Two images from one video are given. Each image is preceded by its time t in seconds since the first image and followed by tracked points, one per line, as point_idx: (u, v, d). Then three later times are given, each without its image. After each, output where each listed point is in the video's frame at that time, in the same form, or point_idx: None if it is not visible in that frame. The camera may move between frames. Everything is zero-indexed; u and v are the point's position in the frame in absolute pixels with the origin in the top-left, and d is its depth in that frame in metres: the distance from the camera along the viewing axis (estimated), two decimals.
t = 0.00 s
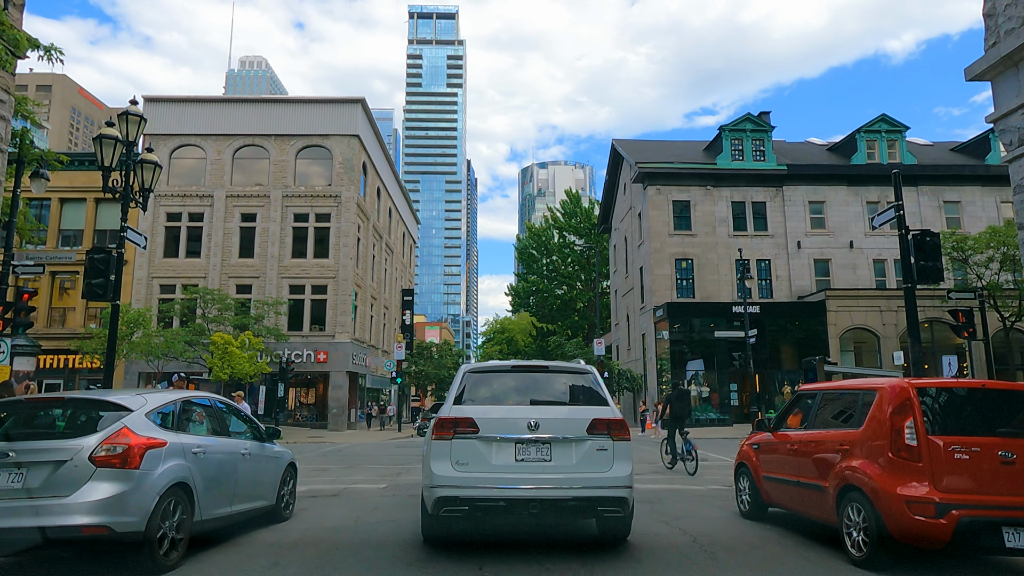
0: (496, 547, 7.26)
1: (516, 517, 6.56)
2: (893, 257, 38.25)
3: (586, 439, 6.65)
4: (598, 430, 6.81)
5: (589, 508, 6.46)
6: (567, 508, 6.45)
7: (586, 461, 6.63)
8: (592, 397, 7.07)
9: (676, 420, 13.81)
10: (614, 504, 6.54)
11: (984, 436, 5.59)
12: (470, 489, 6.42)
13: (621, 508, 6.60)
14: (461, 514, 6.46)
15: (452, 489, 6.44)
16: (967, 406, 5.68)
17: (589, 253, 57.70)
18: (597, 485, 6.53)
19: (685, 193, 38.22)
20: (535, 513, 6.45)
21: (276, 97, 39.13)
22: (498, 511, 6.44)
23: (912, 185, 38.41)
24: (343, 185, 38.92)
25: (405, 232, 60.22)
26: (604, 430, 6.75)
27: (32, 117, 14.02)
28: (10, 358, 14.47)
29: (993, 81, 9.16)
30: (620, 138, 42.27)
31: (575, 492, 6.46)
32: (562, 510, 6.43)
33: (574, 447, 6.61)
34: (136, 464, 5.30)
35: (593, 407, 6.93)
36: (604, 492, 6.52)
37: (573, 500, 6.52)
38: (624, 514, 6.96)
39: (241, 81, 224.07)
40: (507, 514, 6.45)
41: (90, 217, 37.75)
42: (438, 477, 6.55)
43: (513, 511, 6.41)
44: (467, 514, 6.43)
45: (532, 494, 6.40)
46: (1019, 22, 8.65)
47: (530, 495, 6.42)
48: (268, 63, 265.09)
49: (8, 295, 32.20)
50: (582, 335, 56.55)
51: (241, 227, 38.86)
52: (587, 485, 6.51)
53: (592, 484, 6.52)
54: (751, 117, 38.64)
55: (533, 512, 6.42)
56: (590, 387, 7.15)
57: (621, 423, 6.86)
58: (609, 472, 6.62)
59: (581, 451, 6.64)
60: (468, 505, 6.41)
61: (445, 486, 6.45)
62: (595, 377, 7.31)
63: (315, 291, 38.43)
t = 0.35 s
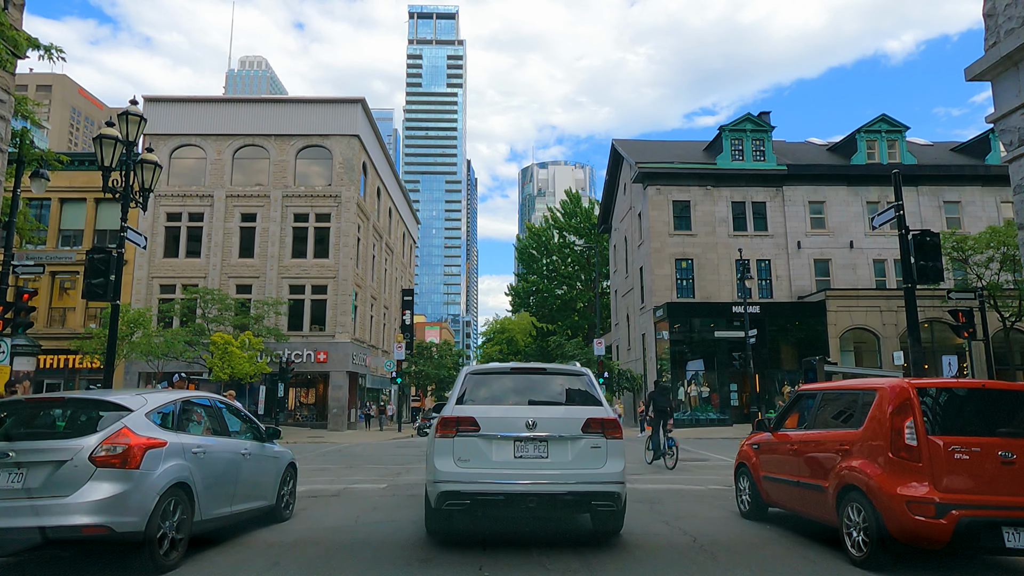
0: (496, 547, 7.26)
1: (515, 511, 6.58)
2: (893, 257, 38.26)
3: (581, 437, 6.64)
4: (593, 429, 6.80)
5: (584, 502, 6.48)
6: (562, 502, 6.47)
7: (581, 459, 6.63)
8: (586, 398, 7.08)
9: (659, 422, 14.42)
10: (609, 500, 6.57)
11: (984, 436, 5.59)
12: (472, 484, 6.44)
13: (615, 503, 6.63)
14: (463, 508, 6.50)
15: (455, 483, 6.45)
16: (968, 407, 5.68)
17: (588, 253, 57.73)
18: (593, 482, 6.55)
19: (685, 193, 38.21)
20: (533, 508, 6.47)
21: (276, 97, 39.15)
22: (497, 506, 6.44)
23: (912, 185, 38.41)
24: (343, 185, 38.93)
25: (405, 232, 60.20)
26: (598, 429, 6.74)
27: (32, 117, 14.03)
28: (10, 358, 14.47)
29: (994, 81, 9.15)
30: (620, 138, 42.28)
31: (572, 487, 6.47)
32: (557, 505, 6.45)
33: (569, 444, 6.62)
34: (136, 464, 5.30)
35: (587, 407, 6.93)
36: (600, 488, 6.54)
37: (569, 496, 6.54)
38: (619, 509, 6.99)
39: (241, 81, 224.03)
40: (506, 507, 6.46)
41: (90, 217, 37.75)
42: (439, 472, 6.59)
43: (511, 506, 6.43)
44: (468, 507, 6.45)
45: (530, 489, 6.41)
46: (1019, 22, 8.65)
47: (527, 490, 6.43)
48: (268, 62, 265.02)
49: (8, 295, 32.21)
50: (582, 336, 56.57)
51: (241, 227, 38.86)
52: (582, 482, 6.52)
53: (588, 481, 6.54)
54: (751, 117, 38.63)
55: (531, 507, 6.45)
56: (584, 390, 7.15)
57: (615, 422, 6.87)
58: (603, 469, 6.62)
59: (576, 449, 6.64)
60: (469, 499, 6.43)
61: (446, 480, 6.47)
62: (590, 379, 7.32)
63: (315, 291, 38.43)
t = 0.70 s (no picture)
0: (496, 546, 7.25)
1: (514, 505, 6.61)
2: (893, 257, 38.25)
3: (575, 436, 6.65)
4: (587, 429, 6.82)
5: (577, 496, 6.48)
6: (557, 496, 6.49)
7: (576, 455, 6.64)
8: (580, 403, 7.08)
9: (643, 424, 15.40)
10: (603, 493, 6.58)
11: (984, 436, 5.59)
12: (473, 478, 6.46)
13: (607, 498, 6.65)
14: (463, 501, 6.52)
15: (457, 478, 6.48)
16: (968, 407, 5.67)
17: (588, 253, 57.76)
18: (588, 477, 6.56)
19: (685, 193, 38.22)
20: (530, 502, 6.48)
21: (276, 97, 39.16)
22: (496, 499, 6.46)
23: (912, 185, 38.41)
24: (343, 185, 38.93)
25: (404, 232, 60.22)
26: (591, 428, 6.76)
27: (32, 117, 14.02)
28: (10, 358, 14.47)
29: (994, 81, 9.15)
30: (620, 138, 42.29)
31: (568, 482, 6.48)
32: (553, 499, 6.47)
33: (564, 442, 6.63)
34: (136, 464, 5.30)
35: (580, 409, 6.93)
36: (596, 481, 6.55)
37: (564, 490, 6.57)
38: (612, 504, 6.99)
39: (241, 81, 224.07)
40: (504, 501, 6.47)
41: (90, 217, 37.75)
42: (442, 468, 6.61)
43: (510, 500, 6.44)
44: (471, 501, 6.48)
45: (527, 484, 6.42)
46: (1019, 22, 8.65)
47: (524, 485, 6.44)
48: (268, 63, 265.37)
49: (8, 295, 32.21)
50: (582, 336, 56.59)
51: (241, 227, 38.86)
52: (578, 477, 6.52)
53: (583, 475, 6.55)
54: (751, 117, 38.62)
55: (528, 501, 6.46)
56: (579, 393, 7.15)
57: (606, 423, 6.88)
58: (595, 465, 6.65)
59: (570, 446, 6.64)
60: (469, 493, 6.46)
61: (449, 474, 6.49)
62: (583, 382, 7.34)
63: (315, 291, 38.43)
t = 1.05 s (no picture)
0: (499, 546, 7.24)
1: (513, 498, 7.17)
2: (893, 257, 38.23)
3: (566, 435, 7.21)
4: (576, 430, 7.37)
5: (568, 490, 7.05)
6: (551, 491, 7.05)
7: (567, 454, 7.21)
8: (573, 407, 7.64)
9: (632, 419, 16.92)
10: (592, 486, 7.20)
11: (985, 436, 5.56)
12: (474, 476, 7.01)
13: (595, 493, 7.22)
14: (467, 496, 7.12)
15: (461, 475, 7.04)
16: (970, 407, 5.65)
17: (589, 254, 57.74)
18: (579, 474, 7.12)
19: (685, 194, 38.21)
20: (526, 496, 7.05)
21: (276, 97, 39.14)
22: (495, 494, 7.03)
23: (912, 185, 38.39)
24: (343, 185, 38.92)
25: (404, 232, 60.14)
26: (581, 429, 7.31)
27: (32, 117, 13.99)
28: (10, 358, 14.44)
29: (994, 81, 9.13)
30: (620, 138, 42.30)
31: (561, 478, 7.03)
32: (547, 493, 7.03)
33: (556, 441, 7.20)
34: (134, 465, 5.26)
35: (572, 411, 7.50)
36: (587, 477, 7.12)
37: (557, 485, 7.14)
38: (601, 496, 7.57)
39: (241, 82, 223.93)
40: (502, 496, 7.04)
41: (90, 217, 37.75)
42: (446, 466, 7.17)
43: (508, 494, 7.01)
44: (472, 495, 7.06)
45: (524, 479, 6.98)
46: (1020, 22, 8.63)
47: (521, 480, 7.01)
48: (268, 64, 265.13)
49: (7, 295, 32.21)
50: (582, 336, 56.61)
51: (241, 228, 38.85)
52: (571, 474, 7.08)
53: (575, 472, 7.12)
54: (751, 117, 38.62)
55: (525, 494, 7.09)
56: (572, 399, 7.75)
57: (593, 424, 7.44)
58: (585, 462, 7.21)
59: (562, 445, 7.21)
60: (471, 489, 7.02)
61: (454, 472, 7.05)
62: (576, 388, 7.92)
63: (315, 292, 38.41)
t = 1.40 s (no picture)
0: (498, 550, 7.09)
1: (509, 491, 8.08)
2: (895, 257, 38.08)
3: (557, 436, 8.12)
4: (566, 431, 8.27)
5: (559, 485, 7.97)
6: (543, 485, 7.94)
7: (557, 452, 8.10)
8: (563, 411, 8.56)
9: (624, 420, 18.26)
10: (581, 481, 8.16)
11: (996, 438, 5.44)
12: (476, 474, 7.95)
13: (583, 486, 8.14)
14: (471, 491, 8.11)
15: (464, 473, 7.95)
16: (980, 408, 5.52)
17: (589, 254, 57.63)
18: (569, 470, 8.05)
19: (686, 194, 38.10)
20: (521, 489, 7.96)
21: (275, 97, 39.00)
22: (492, 487, 7.95)
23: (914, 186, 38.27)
24: (343, 185, 38.82)
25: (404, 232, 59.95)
26: (570, 429, 8.20)
27: (27, 116, 13.87)
28: (7, 358, 14.33)
29: (1000, 78, 9.01)
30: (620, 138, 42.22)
31: (553, 475, 7.95)
32: (540, 487, 7.93)
33: (548, 441, 8.09)
34: (124, 468, 5.14)
35: (563, 413, 8.41)
36: (577, 473, 8.07)
37: (549, 480, 8.03)
38: (587, 488, 8.55)
39: (241, 82, 223.78)
40: (499, 489, 7.96)
41: (89, 217, 37.63)
42: (448, 464, 8.09)
43: (504, 488, 7.92)
44: (473, 489, 8.00)
45: (518, 475, 7.90)
46: None
47: (516, 476, 7.93)
48: (268, 65, 264.82)
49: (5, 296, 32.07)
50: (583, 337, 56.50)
51: (240, 228, 38.73)
52: (565, 474, 7.96)
53: (565, 469, 8.09)
54: (752, 117, 38.51)
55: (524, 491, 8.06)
56: (563, 402, 8.66)
57: (580, 424, 8.35)
58: (574, 459, 8.11)
59: (553, 445, 8.11)
60: (473, 485, 7.97)
61: (458, 470, 7.96)
62: (567, 391, 8.83)
63: (315, 292, 38.29)
